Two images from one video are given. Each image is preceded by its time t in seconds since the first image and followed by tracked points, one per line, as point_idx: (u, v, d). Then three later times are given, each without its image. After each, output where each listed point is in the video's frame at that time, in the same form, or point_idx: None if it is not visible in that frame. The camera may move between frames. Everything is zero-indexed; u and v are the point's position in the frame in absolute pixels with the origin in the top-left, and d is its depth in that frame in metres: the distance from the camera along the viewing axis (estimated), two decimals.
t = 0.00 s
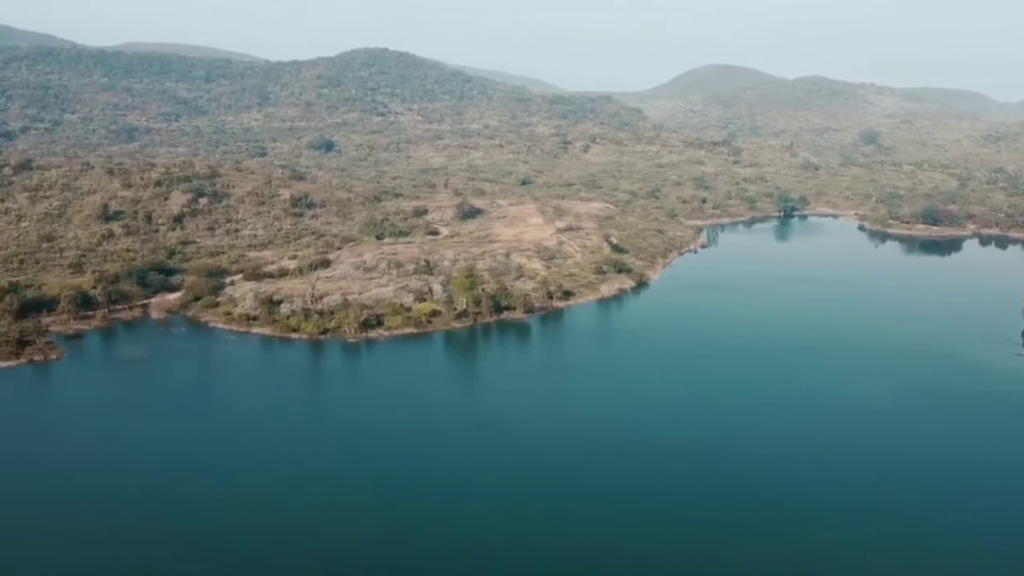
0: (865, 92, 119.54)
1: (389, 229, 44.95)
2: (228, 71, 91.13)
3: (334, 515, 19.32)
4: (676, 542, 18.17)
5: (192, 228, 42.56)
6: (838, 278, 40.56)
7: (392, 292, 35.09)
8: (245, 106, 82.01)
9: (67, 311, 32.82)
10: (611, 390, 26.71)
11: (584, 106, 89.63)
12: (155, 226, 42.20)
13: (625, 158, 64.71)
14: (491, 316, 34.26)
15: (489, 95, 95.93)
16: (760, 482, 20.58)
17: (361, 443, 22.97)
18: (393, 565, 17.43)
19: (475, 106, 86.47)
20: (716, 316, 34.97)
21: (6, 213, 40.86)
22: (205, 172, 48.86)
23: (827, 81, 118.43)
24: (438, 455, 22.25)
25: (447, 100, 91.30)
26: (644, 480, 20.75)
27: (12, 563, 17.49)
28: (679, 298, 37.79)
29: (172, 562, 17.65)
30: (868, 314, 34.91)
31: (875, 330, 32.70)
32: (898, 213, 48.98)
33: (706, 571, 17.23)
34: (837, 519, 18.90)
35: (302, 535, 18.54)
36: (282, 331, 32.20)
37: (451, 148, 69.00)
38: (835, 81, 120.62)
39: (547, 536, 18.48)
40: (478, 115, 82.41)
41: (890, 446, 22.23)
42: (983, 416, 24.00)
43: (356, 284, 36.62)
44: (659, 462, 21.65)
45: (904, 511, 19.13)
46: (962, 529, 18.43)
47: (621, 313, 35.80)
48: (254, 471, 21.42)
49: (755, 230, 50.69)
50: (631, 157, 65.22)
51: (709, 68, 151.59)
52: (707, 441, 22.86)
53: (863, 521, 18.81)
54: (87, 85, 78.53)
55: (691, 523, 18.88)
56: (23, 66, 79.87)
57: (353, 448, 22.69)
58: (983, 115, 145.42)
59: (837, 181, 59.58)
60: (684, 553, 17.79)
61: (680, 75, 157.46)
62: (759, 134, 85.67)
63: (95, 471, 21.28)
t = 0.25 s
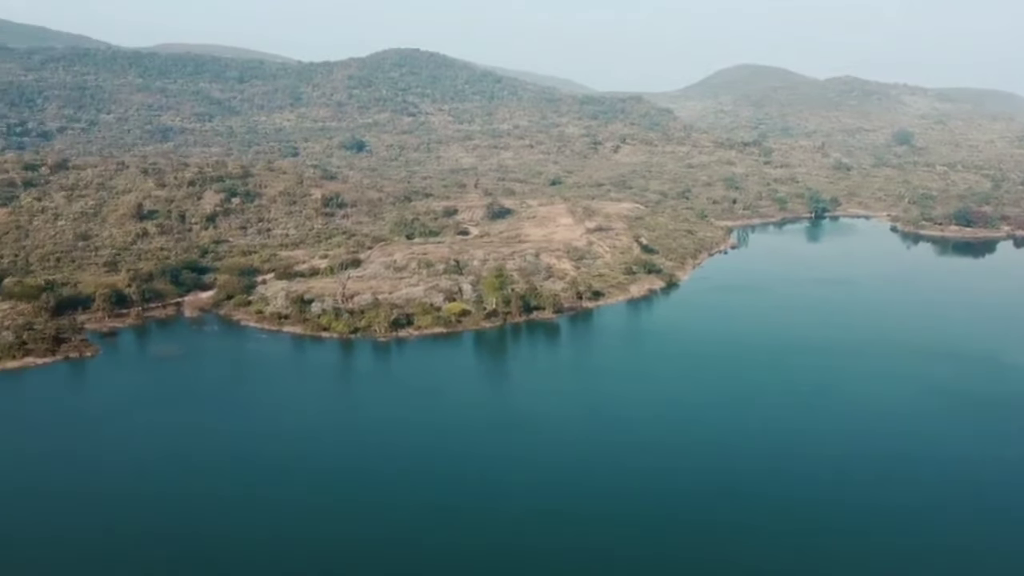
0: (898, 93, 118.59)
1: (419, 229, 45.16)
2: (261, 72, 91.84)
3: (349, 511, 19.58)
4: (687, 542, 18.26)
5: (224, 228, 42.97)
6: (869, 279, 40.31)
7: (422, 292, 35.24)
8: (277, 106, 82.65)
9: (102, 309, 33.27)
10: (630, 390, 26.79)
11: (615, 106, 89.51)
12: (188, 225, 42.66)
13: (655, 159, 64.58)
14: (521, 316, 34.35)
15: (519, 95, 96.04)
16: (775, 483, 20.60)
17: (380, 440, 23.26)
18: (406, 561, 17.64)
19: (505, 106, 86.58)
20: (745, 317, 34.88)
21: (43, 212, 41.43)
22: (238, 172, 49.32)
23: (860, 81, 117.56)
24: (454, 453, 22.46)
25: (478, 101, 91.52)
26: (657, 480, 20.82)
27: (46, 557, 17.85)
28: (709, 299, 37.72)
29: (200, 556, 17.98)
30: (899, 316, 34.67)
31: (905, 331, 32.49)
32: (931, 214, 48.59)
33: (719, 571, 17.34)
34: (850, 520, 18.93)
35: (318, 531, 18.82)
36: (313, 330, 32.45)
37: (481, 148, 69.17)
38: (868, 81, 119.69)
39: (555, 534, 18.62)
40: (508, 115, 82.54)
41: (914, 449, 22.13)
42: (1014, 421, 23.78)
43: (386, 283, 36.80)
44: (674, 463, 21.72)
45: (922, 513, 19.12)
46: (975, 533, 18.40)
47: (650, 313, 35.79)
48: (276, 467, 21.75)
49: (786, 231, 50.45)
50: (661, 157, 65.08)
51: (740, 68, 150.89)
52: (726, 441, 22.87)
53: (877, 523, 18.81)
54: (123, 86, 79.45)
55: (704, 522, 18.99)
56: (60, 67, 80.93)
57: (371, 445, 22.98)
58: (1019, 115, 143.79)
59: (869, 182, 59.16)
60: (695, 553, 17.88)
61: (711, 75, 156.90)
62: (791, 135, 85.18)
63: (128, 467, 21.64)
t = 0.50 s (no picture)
0: (936, 93, 117.34)
1: (454, 229, 45.34)
2: (298, 73, 92.59)
3: (361, 509, 19.77)
4: (699, 545, 18.26)
5: (260, 227, 43.41)
6: (905, 281, 39.99)
7: (456, 292, 35.41)
8: (314, 107, 83.29)
9: (141, 307, 33.75)
10: (648, 392, 26.76)
11: (649, 107, 89.28)
12: (226, 224, 43.12)
13: (690, 159, 64.37)
14: (554, 316, 34.44)
15: (554, 96, 96.08)
16: (792, 487, 20.50)
17: (399, 439, 23.45)
18: (413, 558, 17.79)
19: (539, 106, 86.66)
20: (779, 318, 34.74)
21: (84, 210, 42.09)
22: (274, 172, 49.80)
23: (898, 81, 116.43)
24: (470, 452, 22.58)
25: (512, 101, 91.68)
26: (671, 483, 20.78)
27: (83, 546, 18.22)
28: (743, 300, 37.58)
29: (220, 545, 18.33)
30: (935, 318, 34.36)
31: (941, 334, 32.22)
32: (969, 216, 48.09)
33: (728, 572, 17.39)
34: (864, 525, 18.81)
35: (332, 529, 18.99)
36: (348, 329, 32.71)
37: (515, 148, 69.30)
38: (906, 82, 118.50)
39: (563, 535, 18.64)
40: (543, 116, 82.62)
41: (942, 455, 21.92)
42: None
43: (421, 283, 36.99)
44: (690, 465, 21.71)
45: (940, 519, 18.98)
46: (993, 540, 18.24)
47: (684, 314, 35.74)
48: (296, 464, 22.02)
49: (821, 232, 50.14)
50: (696, 158, 64.87)
51: (776, 68, 149.95)
52: (746, 445, 22.80)
53: (891, 528, 18.67)
54: (162, 87, 80.42)
55: (715, 524, 18.99)
56: (101, 68, 82.09)
57: (389, 444, 23.18)
58: None
59: (906, 183, 58.62)
60: (709, 554, 17.92)
61: (746, 76, 156.09)
62: (827, 135, 84.56)
63: (163, 461, 22.02)
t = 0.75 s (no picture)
0: (971, 93, 116.05)
1: (484, 229, 45.46)
2: (329, 74, 93.19)
3: (374, 507, 19.92)
4: (713, 548, 18.24)
5: (292, 226, 43.76)
6: (938, 283, 39.64)
7: (486, 292, 35.52)
8: (345, 107, 83.80)
9: (175, 306, 34.14)
10: (669, 393, 26.75)
11: (680, 107, 88.99)
12: (258, 223, 43.50)
13: (720, 160, 64.11)
14: (584, 317, 34.48)
15: (584, 96, 96.03)
16: (803, 490, 20.45)
17: (418, 438, 23.59)
18: (415, 556, 17.96)
19: (570, 107, 86.64)
20: (809, 320, 34.56)
21: (118, 210, 42.63)
22: (306, 172, 50.18)
23: (932, 82, 115.29)
24: (483, 452, 22.71)
25: (543, 102, 91.74)
26: (680, 485, 20.83)
27: (114, 542, 18.52)
28: (773, 302, 37.42)
29: (240, 541, 18.57)
30: (967, 321, 34.03)
31: (974, 337, 31.91)
32: (1004, 218, 47.55)
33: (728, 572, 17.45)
34: (879, 531, 18.69)
35: (339, 526, 19.22)
36: (378, 328, 32.91)
37: (545, 149, 69.35)
38: (941, 82, 117.29)
39: (573, 536, 18.70)
40: (573, 116, 82.61)
41: (970, 461, 21.68)
42: None
43: (451, 283, 37.12)
44: (707, 467, 21.65)
45: (964, 526, 18.78)
46: (1017, 548, 18.03)
47: (715, 315, 35.65)
48: (310, 462, 22.27)
49: (853, 233, 49.79)
50: (727, 158, 64.59)
51: (808, 68, 148.92)
52: (764, 448, 22.70)
53: (909, 534, 18.53)
54: (195, 87, 81.23)
55: (722, 526, 19.01)
56: (136, 69, 83.04)
57: (404, 442, 23.36)
58: None
59: (940, 184, 58.06)
60: (723, 557, 17.88)
61: (778, 76, 155.18)
62: (859, 136, 83.91)
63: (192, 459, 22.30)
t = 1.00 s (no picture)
0: (1012, 94, 114.50)
1: (518, 229, 45.58)
2: (365, 74, 93.80)
3: (398, 506, 20.10)
4: (735, 551, 18.21)
5: (328, 226, 44.13)
6: (978, 285, 39.20)
7: (520, 292, 35.65)
8: (381, 107, 84.31)
9: (213, 304, 34.58)
10: (692, 394, 26.73)
11: (715, 108, 88.61)
12: (294, 223, 43.93)
13: (755, 160, 63.77)
14: (618, 317, 34.49)
15: (619, 96, 95.91)
16: (816, 492, 20.42)
17: (445, 438, 23.74)
18: (422, 554, 18.15)
19: (605, 107, 86.55)
20: (845, 322, 34.32)
21: (158, 209, 43.22)
22: (342, 172, 50.58)
23: (972, 82, 113.89)
24: (501, 451, 22.86)
25: (578, 102, 91.73)
26: (694, 485, 20.86)
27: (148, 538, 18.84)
28: (809, 303, 37.19)
29: (262, 538, 18.83)
30: (1004, 324, 33.63)
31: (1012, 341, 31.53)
32: None
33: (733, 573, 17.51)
34: (888, 534, 18.64)
35: (350, 523, 19.46)
36: (413, 327, 33.13)
37: (580, 149, 69.37)
38: (981, 82, 115.82)
39: (583, 535, 18.78)
40: (608, 116, 82.54)
41: (999, 466, 21.47)
42: None
43: (485, 283, 37.26)
44: (732, 469, 21.60)
45: (987, 532, 18.61)
46: None
47: (750, 316, 35.50)
48: (328, 459, 22.55)
49: (890, 235, 49.35)
50: (762, 159, 64.24)
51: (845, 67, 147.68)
52: (790, 450, 22.61)
53: (919, 537, 18.47)
54: (234, 88, 82.12)
55: (730, 527, 19.04)
56: (176, 70, 84.06)
57: (424, 441, 23.56)
58: None
59: (979, 185, 57.35)
60: (746, 560, 17.85)
61: (814, 76, 154.06)
62: (896, 137, 83.10)
63: (221, 455, 22.63)
